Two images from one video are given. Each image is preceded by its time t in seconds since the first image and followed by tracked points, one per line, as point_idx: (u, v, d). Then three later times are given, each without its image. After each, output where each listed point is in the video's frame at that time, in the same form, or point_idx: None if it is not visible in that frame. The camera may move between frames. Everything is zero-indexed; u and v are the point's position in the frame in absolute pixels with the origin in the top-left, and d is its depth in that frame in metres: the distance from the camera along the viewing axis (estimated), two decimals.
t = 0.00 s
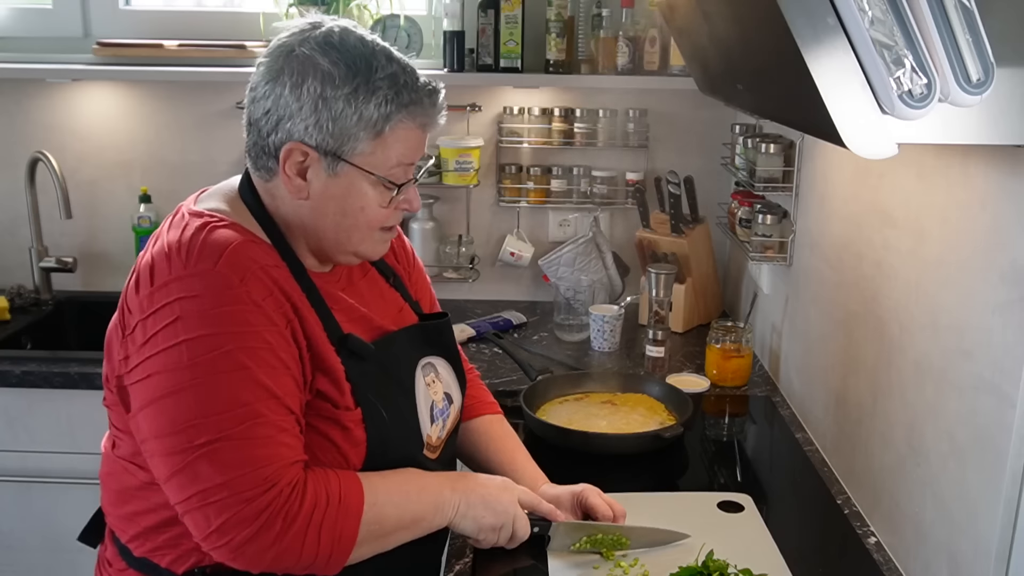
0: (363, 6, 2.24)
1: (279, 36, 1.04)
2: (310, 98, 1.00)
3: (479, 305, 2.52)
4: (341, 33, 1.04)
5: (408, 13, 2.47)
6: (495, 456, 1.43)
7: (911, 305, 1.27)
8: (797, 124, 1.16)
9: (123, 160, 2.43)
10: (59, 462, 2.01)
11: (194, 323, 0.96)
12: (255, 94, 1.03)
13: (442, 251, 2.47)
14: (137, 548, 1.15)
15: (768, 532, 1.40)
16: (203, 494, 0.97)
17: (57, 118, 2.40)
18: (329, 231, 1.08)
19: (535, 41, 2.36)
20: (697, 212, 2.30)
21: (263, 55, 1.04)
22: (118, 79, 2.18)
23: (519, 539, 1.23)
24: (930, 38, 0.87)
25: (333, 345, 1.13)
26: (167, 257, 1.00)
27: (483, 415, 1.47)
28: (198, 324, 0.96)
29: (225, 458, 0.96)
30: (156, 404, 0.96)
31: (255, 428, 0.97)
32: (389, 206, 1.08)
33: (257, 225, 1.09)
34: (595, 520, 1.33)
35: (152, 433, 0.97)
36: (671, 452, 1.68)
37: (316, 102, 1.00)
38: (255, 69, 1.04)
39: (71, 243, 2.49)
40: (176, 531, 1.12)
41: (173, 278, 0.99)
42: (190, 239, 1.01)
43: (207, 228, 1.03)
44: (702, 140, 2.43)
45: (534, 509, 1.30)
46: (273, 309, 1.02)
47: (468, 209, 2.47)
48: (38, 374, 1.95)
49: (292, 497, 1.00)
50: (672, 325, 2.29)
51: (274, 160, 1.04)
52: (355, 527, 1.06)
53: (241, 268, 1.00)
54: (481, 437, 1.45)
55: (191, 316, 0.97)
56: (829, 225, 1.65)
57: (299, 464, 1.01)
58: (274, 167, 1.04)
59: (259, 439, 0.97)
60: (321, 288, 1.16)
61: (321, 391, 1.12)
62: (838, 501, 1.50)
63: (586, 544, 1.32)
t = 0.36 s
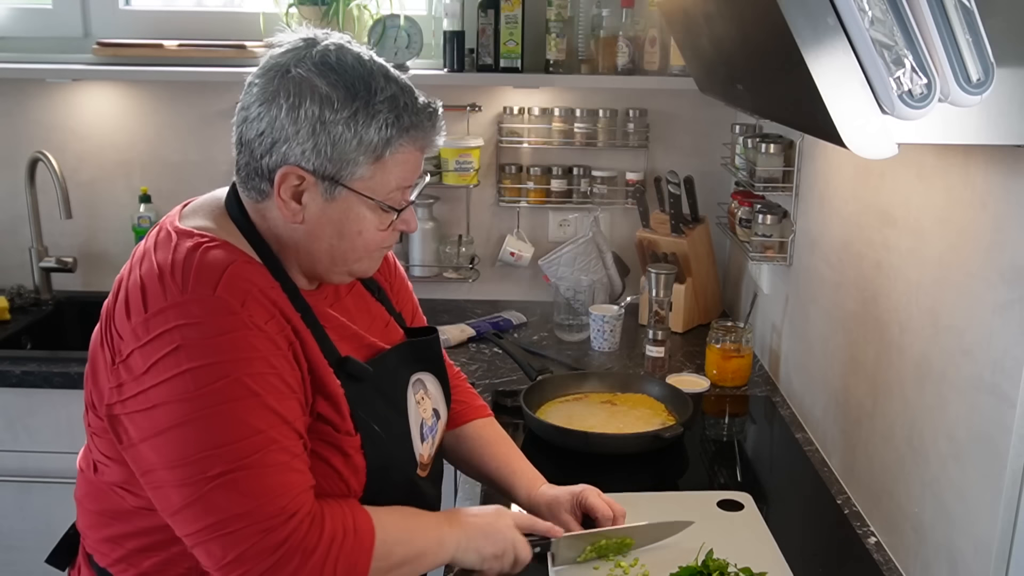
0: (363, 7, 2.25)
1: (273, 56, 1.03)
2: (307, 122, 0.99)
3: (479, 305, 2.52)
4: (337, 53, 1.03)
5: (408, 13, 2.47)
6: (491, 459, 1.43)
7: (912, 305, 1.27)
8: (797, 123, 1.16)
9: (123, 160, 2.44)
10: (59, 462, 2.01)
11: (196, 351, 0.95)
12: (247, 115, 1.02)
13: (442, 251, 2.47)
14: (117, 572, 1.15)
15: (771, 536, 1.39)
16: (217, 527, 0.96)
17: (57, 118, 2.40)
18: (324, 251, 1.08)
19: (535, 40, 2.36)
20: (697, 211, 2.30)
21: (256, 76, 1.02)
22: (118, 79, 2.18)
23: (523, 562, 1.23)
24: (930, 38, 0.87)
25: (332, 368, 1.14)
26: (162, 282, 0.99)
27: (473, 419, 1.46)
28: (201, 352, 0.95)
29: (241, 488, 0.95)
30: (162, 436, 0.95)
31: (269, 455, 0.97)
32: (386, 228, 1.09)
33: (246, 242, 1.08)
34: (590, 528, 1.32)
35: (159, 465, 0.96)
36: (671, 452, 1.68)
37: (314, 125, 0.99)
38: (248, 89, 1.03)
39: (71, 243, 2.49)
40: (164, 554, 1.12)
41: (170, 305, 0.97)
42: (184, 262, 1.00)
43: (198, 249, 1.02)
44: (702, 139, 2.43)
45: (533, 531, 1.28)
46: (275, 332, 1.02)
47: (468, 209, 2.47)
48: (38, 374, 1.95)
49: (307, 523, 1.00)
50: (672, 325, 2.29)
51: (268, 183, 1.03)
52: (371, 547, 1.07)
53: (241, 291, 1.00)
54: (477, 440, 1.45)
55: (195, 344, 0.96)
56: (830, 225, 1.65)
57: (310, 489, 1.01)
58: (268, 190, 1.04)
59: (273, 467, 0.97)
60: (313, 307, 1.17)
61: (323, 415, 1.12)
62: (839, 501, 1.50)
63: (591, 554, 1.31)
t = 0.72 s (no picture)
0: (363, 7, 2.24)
1: (288, 55, 1.03)
2: (323, 121, 0.99)
3: (479, 305, 2.52)
4: (353, 53, 1.03)
5: (408, 13, 2.47)
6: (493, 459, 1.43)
7: (911, 305, 1.27)
8: (796, 123, 1.16)
9: (123, 160, 2.44)
10: (59, 462, 2.01)
11: (208, 345, 0.95)
12: (262, 114, 1.02)
13: (442, 251, 2.47)
14: (125, 570, 1.15)
15: (767, 532, 1.40)
16: (231, 519, 0.95)
17: (57, 118, 2.40)
18: (336, 251, 1.09)
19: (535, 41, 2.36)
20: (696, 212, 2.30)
21: (271, 75, 1.02)
22: (117, 79, 2.18)
23: (531, 529, 1.28)
24: (930, 38, 0.87)
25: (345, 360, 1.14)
26: (172, 278, 0.99)
27: (477, 420, 1.47)
28: (212, 346, 0.95)
29: (254, 479, 0.95)
30: (175, 430, 0.95)
31: (282, 445, 0.97)
32: (400, 230, 1.09)
33: (255, 240, 1.08)
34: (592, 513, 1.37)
35: (171, 461, 0.95)
36: (671, 452, 1.68)
37: (329, 125, 0.99)
38: (264, 88, 1.02)
39: (71, 243, 2.49)
40: (173, 552, 1.12)
41: (180, 300, 0.97)
42: (194, 258, 1.00)
43: (207, 245, 1.02)
44: (702, 139, 2.43)
45: (546, 500, 1.35)
46: (286, 325, 1.02)
47: (468, 208, 2.47)
48: (38, 374, 1.95)
49: (321, 513, 1.00)
50: (671, 325, 2.30)
51: (282, 182, 1.03)
52: (387, 532, 1.07)
53: (251, 284, 1.00)
54: (478, 440, 1.45)
55: (207, 337, 0.96)
56: (829, 225, 1.65)
57: (322, 479, 1.02)
58: (281, 189, 1.04)
59: (287, 457, 0.97)
60: (325, 304, 1.17)
61: (333, 406, 1.13)
62: (838, 501, 1.50)
63: (592, 540, 1.32)
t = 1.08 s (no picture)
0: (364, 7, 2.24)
1: (291, 62, 1.03)
2: (322, 130, 0.99)
3: (479, 305, 2.52)
4: (357, 61, 1.03)
5: (408, 13, 2.47)
6: (494, 461, 1.43)
7: (911, 306, 1.27)
8: (796, 123, 1.16)
9: (123, 160, 2.44)
10: (59, 461, 2.01)
11: (209, 356, 0.95)
12: (263, 119, 1.02)
13: (442, 251, 2.47)
14: (121, 567, 1.15)
15: (769, 533, 1.39)
16: (242, 526, 0.95)
17: (57, 118, 2.40)
18: (332, 259, 1.09)
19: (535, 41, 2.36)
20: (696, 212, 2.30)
21: (274, 80, 1.02)
22: (117, 79, 2.18)
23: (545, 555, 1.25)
24: (930, 38, 0.87)
25: (344, 372, 1.14)
26: (173, 288, 0.99)
27: (479, 419, 1.46)
28: (213, 357, 0.95)
29: (262, 488, 0.95)
30: (180, 440, 0.95)
31: (288, 455, 0.97)
32: (395, 240, 1.09)
33: (255, 245, 1.08)
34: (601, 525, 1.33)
35: (178, 469, 0.95)
36: (670, 452, 1.68)
37: (329, 133, 0.99)
38: (265, 93, 1.03)
39: (71, 243, 2.49)
40: (167, 554, 1.12)
41: (181, 310, 0.97)
42: (194, 267, 1.00)
43: (208, 253, 1.02)
44: (702, 139, 2.43)
45: (555, 522, 1.29)
46: (287, 334, 1.02)
47: (468, 208, 2.47)
48: (38, 374, 1.95)
49: (330, 521, 1.00)
50: (672, 325, 2.30)
51: (279, 187, 1.03)
52: (392, 545, 1.07)
53: (251, 295, 1.00)
54: (478, 441, 1.45)
55: (209, 348, 0.95)
56: (829, 225, 1.65)
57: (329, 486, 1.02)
58: (278, 194, 1.04)
59: (295, 466, 0.97)
60: (324, 313, 1.17)
61: (331, 417, 1.12)
62: (838, 501, 1.50)
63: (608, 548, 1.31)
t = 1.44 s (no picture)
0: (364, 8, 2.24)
1: (300, 61, 1.03)
2: (329, 128, 0.99)
3: (479, 305, 2.52)
4: (364, 62, 1.03)
5: (408, 13, 2.47)
6: (493, 460, 1.43)
7: (911, 306, 1.27)
8: (796, 123, 1.16)
9: (123, 160, 2.43)
10: (60, 461, 2.01)
11: (208, 345, 0.95)
12: (270, 117, 1.02)
13: (442, 251, 2.47)
14: (119, 563, 1.15)
15: (768, 533, 1.39)
16: (221, 518, 0.95)
17: (57, 118, 2.40)
18: (336, 257, 1.08)
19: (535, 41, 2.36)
20: (697, 212, 2.30)
21: (282, 79, 1.02)
22: (118, 79, 2.18)
23: (514, 561, 1.23)
24: (930, 38, 0.87)
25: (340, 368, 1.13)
26: (177, 276, 0.99)
27: (477, 420, 1.46)
28: (212, 346, 0.95)
29: (244, 481, 0.95)
30: (171, 426, 0.95)
31: (274, 451, 0.97)
32: (399, 240, 1.09)
33: (262, 242, 1.08)
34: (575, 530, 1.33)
35: (164, 456, 0.95)
36: (671, 453, 1.68)
37: (335, 132, 0.99)
38: (272, 91, 1.03)
39: (72, 243, 2.49)
40: (166, 548, 1.12)
41: (184, 298, 0.97)
42: (199, 257, 1.00)
43: (213, 244, 1.02)
44: (702, 139, 2.43)
45: (526, 528, 1.29)
46: (286, 328, 1.02)
47: (468, 208, 2.47)
48: (38, 374, 1.95)
49: (307, 520, 1.00)
50: (672, 325, 2.30)
51: (285, 185, 1.03)
52: (366, 550, 1.06)
53: (254, 287, 1.00)
54: (477, 442, 1.45)
55: (209, 336, 0.96)
56: (829, 225, 1.65)
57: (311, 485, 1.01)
58: (284, 192, 1.04)
59: (278, 462, 0.97)
60: (323, 307, 1.17)
61: (328, 413, 1.13)
62: (838, 501, 1.50)
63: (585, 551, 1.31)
